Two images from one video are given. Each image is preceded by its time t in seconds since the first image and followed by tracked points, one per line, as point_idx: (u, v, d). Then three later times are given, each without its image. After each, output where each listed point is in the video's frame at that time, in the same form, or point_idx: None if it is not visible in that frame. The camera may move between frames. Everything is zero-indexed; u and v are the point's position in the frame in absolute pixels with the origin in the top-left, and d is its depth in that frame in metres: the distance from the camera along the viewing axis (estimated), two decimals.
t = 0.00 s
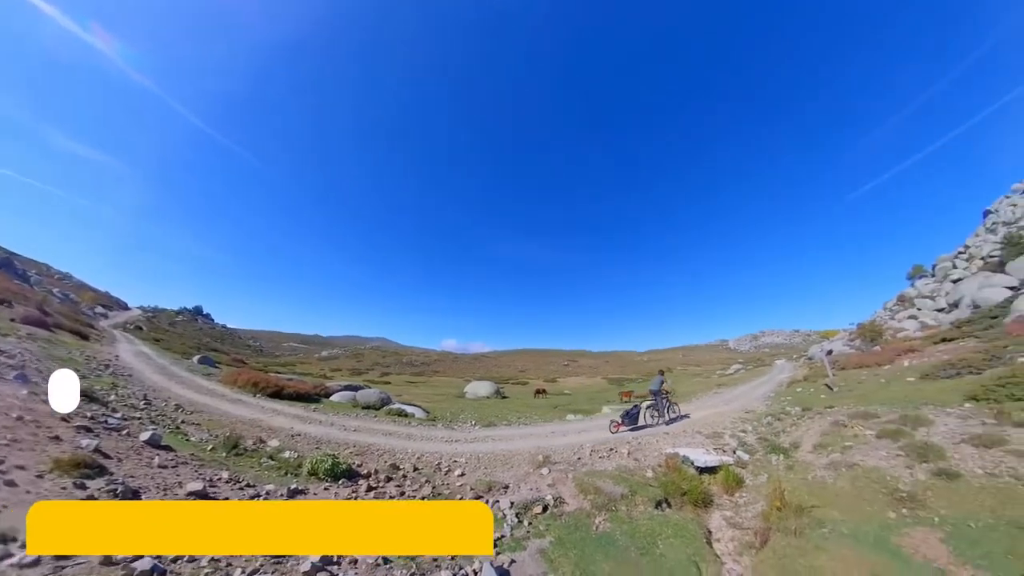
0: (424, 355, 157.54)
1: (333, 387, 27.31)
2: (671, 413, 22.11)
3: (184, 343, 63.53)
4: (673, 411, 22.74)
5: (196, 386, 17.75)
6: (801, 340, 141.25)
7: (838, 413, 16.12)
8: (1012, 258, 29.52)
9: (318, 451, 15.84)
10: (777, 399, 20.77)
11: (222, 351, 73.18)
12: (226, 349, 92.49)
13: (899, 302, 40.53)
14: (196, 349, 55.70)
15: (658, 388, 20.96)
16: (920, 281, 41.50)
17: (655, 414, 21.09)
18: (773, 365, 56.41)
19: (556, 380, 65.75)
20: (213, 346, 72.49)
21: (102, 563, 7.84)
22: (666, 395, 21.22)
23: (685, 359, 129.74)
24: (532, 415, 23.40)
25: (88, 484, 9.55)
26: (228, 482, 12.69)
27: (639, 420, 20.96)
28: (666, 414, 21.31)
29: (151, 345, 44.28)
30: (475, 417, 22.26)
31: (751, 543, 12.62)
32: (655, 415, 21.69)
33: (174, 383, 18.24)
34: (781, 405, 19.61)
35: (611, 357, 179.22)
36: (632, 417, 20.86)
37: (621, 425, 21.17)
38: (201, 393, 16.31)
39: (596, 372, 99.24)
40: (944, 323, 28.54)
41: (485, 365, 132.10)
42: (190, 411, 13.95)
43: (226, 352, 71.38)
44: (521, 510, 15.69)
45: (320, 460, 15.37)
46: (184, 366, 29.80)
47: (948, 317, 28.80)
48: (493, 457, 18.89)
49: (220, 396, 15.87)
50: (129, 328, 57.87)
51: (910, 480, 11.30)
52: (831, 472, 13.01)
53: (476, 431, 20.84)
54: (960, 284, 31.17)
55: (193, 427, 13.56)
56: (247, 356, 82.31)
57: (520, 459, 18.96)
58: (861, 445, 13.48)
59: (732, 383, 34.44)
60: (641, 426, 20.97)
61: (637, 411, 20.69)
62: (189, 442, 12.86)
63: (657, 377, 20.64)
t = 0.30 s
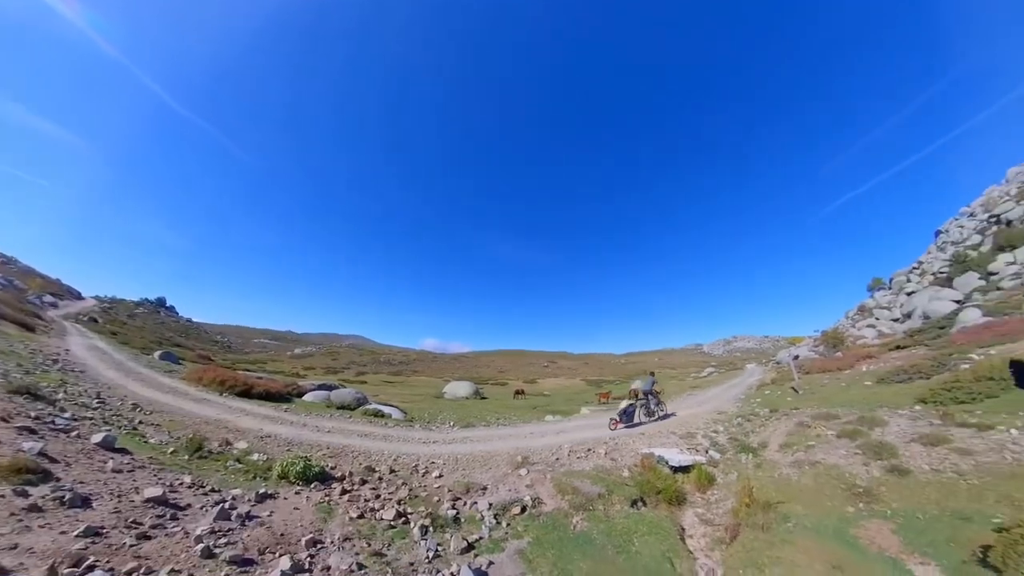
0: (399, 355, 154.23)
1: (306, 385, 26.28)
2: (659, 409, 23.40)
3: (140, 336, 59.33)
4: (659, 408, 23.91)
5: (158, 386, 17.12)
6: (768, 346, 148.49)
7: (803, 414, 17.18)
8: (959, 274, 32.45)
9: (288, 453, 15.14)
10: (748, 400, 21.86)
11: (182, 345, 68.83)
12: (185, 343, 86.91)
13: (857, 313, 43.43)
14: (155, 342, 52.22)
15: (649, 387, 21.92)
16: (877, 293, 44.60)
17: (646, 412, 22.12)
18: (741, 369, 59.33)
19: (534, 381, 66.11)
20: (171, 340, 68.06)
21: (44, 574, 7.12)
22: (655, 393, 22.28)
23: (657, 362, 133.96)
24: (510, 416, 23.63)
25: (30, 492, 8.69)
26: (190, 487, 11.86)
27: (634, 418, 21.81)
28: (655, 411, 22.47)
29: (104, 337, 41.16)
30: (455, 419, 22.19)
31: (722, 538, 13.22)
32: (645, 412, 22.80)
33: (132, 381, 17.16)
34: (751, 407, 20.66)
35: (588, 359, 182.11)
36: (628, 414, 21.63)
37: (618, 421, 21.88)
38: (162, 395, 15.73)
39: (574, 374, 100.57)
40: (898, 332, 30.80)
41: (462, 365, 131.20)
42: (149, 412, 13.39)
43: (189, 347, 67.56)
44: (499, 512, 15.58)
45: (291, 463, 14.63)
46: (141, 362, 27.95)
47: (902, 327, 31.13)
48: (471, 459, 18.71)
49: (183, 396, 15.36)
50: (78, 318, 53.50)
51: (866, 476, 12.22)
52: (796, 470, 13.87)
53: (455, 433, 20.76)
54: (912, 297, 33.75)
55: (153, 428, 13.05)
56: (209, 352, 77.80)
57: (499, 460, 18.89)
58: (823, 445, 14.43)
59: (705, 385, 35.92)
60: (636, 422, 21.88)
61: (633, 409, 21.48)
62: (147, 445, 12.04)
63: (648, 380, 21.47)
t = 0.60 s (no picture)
0: (385, 354, 151.26)
1: (281, 383, 25.35)
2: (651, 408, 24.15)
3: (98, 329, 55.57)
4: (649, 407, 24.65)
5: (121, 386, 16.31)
6: (745, 350, 153.86)
7: (776, 415, 18.04)
8: (919, 286, 33.58)
9: (262, 455, 14.54)
10: (724, 402, 22.69)
11: (144, 339, 64.89)
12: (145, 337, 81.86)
13: (827, 320, 45.68)
14: (115, 335, 49.12)
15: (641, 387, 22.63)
16: (845, 302, 47.08)
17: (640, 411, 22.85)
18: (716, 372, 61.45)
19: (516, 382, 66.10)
20: (132, 333, 64.07)
21: None
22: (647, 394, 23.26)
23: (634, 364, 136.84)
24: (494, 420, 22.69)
25: None
26: (156, 491, 11.16)
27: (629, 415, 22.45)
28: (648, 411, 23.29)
29: (59, 329, 38.42)
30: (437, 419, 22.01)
31: (699, 535, 13.66)
32: (638, 412, 23.52)
33: (90, 381, 16.16)
34: (727, 408, 21.47)
35: (573, 359, 184.77)
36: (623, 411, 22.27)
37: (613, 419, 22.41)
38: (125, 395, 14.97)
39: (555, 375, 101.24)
40: (864, 339, 32.63)
41: (456, 365, 130.24)
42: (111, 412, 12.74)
43: (155, 342, 64.20)
44: (480, 513, 15.45)
45: (266, 465, 14.01)
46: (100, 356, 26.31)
47: (869, 335, 33.07)
48: (453, 460, 18.51)
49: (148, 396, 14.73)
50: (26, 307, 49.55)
51: (834, 474, 12.96)
52: (769, 468, 14.53)
53: (437, 434, 20.52)
54: (878, 306, 35.78)
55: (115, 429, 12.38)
56: (173, 347, 73.67)
57: (480, 461, 18.78)
58: (794, 444, 15.20)
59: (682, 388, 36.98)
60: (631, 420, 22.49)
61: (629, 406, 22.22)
62: (107, 447, 11.31)
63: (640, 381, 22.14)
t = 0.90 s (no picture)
0: (358, 352, 147.31)
1: (251, 382, 24.17)
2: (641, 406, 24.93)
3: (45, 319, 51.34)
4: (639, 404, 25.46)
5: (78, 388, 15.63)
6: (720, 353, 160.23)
7: (748, 416, 18.91)
8: (881, 296, 35.91)
9: (231, 458, 13.88)
10: (700, 404, 23.54)
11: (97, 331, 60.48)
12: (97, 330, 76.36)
13: (796, 327, 48.13)
14: (67, 326, 45.63)
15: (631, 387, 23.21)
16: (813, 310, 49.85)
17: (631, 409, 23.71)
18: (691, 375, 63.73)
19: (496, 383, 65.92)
20: (84, 324, 59.64)
21: None
22: (637, 393, 24.17)
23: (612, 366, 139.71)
24: (476, 420, 22.95)
25: None
26: (114, 497, 10.36)
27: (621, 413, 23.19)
28: (639, 409, 24.18)
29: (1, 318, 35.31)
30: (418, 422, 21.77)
31: (675, 532, 14.07)
32: (629, 409, 24.29)
33: (43, 383, 15.28)
34: (703, 410, 22.30)
35: (549, 360, 186.83)
36: (615, 409, 23.06)
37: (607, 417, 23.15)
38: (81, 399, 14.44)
39: (535, 376, 101.66)
40: (831, 345, 34.64)
41: (435, 364, 128.71)
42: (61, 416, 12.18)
43: (113, 335, 60.25)
44: (460, 515, 15.22)
45: (235, 469, 13.26)
46: (49, 349, 24.44)
47: (835, 341, 35.23)
48: (432, 462, 18.21)
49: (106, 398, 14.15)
50: None
51: (801, 472, 13.73)
52: (742, 467, 15.20)
53: (417, 436, 20.31)
54: (843, 314, 38.04)
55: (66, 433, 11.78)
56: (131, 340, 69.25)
57: (460, 463, 18.59)
58: (765, 444, 15.99)
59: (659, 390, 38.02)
60: (622, 418, 23.21)
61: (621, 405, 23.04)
62: (58, 450, 10.73)
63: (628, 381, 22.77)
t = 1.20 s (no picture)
0: (336, 350, 143.64)
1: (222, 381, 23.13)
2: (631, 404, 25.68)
3: None
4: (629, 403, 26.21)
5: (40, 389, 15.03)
6: (700, 355, 165.12)
7: (727, 417, 19.59)
8: (852, 304, 37.92)
9: (204, 460, 13.35)
10: (680, 405, 24.20)
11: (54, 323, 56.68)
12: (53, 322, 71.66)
13: (773, 332, 50.11)
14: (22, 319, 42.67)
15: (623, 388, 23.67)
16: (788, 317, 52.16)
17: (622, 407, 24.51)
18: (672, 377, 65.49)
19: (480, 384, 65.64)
20: (39, 316, 55.78)
21: None
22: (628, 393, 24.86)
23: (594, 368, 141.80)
24: (459, 419, 23.14)
25: None
26: (74, 503, 9.69)
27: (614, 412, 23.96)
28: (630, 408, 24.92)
29: None
30: (401, 423, 21.49)
31: (656, 531, 14.36)
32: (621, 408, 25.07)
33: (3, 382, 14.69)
34: (683, 411, 22.94)
35: (531, 362, 187.70)
36: (608, 407, 23.90)
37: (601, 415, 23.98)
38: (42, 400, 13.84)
39: (518, 377, 101.87)
40: (806, 350, 36.26)
41: (417, 364, 127.12)
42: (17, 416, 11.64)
43: (75, 329, 56.91)
44: (443, 517, 14.98)
45: (207, 471, 12.67)
46: None
47: (809, 345, 37.02)
48: (415, 463, 17.90)
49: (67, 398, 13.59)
50: None
51: (776, 470, 14.32)
52: (720, 466, 15.73)
53: (399, 437, 20.11)
54: (818, 320, 40.01)
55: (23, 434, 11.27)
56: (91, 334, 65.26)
57: (443, 463, 18.39)
58: (742, 444, 16.59)
59: (641, 391, 38.80)
60: (616, 416, 24.03)
61: (614, 404, 23.77)
62: (13, 452, 10.20)
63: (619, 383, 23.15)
